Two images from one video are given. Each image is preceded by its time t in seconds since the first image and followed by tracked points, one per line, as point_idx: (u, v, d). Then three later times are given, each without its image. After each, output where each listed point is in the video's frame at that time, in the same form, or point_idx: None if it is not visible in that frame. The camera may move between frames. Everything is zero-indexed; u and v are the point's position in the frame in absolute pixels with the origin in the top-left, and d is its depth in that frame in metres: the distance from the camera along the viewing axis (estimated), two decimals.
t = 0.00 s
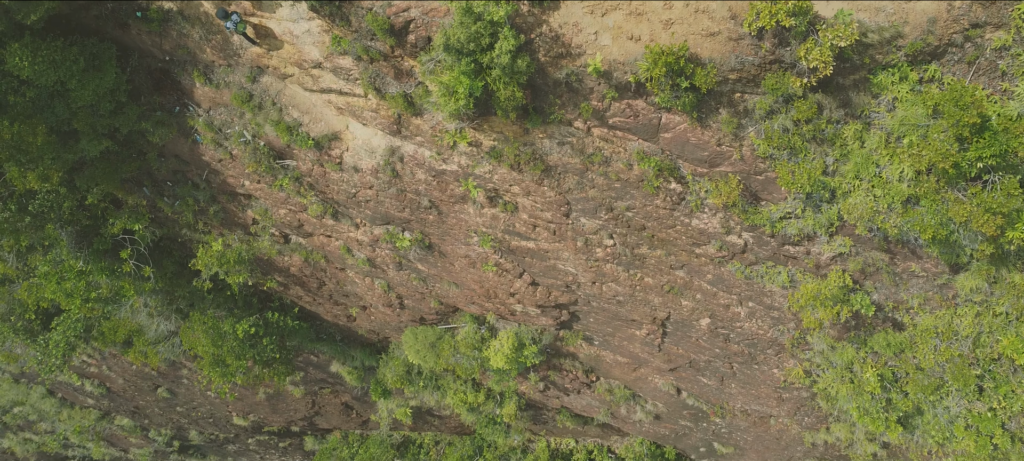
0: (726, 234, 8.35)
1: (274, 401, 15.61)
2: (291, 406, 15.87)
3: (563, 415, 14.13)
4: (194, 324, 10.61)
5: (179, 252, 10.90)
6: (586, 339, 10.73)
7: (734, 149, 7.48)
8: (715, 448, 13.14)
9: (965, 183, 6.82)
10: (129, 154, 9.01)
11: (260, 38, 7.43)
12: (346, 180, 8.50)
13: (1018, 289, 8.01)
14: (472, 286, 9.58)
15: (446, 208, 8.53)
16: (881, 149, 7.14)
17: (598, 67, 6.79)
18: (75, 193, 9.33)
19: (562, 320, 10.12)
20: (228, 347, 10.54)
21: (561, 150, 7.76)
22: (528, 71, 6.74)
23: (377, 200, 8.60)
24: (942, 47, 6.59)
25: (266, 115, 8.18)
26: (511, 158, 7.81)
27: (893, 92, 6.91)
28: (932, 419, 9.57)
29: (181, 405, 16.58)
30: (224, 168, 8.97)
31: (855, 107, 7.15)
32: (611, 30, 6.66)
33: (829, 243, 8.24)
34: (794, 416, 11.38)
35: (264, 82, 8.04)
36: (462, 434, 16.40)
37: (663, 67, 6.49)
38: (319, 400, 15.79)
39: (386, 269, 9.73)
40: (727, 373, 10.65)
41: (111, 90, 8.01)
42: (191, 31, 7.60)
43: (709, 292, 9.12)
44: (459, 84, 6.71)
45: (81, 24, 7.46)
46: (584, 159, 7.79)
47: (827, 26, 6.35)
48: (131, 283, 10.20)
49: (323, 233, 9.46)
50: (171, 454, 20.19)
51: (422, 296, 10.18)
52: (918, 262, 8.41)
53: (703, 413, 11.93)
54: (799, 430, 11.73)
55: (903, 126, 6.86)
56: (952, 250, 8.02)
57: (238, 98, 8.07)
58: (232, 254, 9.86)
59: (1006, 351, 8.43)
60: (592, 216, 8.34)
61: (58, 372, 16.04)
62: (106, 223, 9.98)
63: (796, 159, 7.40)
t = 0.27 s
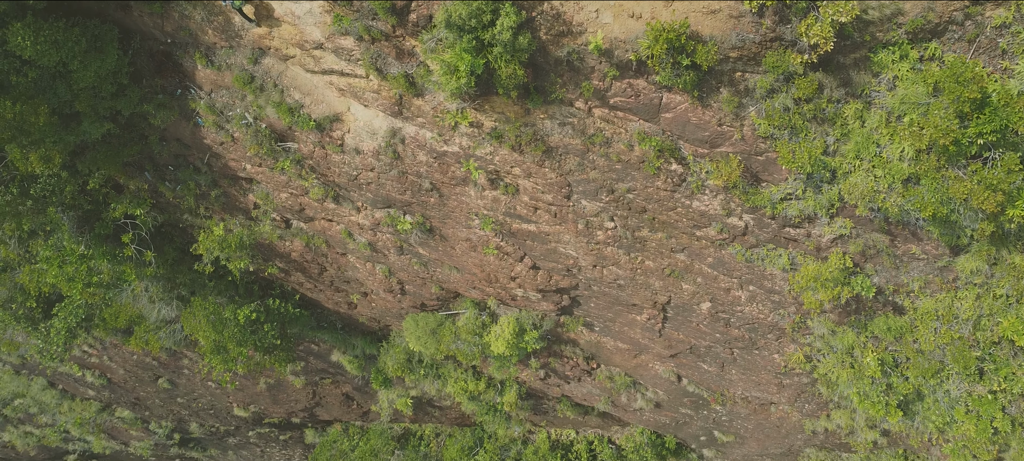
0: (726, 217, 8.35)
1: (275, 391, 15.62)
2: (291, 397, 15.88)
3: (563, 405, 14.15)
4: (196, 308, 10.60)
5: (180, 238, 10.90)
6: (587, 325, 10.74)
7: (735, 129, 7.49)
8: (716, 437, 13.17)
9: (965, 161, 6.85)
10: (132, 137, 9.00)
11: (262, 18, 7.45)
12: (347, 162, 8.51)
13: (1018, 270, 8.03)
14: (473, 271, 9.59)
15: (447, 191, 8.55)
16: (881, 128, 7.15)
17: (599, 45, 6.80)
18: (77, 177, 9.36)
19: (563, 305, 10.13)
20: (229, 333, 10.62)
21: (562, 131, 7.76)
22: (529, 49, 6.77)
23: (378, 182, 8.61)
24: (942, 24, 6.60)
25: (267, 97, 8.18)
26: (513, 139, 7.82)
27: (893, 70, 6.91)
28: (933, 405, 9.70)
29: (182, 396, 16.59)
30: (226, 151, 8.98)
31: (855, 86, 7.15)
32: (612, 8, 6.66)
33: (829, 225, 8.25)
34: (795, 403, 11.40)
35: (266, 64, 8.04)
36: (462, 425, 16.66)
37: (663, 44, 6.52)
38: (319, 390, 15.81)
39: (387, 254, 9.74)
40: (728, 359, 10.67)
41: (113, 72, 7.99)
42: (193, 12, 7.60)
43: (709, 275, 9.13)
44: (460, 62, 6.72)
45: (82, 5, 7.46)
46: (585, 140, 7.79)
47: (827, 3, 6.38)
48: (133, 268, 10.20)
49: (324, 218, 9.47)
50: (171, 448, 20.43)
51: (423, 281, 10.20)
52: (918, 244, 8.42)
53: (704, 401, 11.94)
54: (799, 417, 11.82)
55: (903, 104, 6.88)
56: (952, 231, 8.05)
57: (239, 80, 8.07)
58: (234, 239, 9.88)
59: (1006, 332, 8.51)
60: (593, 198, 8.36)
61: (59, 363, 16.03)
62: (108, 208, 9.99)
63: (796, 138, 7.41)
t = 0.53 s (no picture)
0: (726, 198, 8.36)
1: (276, 381, 15.63)
2: (292, 387, 15.89)
3: (563, 394, 14.17)
4: (197, 293, 10.58)
5: (181, 224, 10.90)
6: (587, 310, 10.76)
7: (735, 108, 7.51)
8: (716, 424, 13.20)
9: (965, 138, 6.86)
10: (133, 120, 8.98)
11: None
12: (348, 143, 8.52)
13: (1018, 250, 8.04)
14: (474, 254, 9.61)
15: (447, 172, 8.56)
16: (881, 107, 7.18)
17: (599, 22, 6.82)
18: (78, 161, 9.36)
19: (563, 289, 10.15)
20: (229, 318, 10.59)
21: (563, 111, 7.78)
22: (530, 25, 6.81)
23: (379, 163, 8.62)
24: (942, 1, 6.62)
25: (269, 78, 8.19)
26: (513, 119, 7.82)
27: (893, 47, 6.93)
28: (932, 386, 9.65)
29: (183, 387, 16.60)
30: (228, 133, 8.99)
31: (855, 64, 7.17)
32: None
33: (829, 206, 8.26)
34: (795, 389, 11.41)
35: (267, 44, 8.05)
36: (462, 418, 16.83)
37: (664, 20, 6.54)
38: (320, 380, 15.82)
39: (388, 237, 9.76)
40: (728, 344, 10.68)
41: (114, 53, 7.97)
42: None
43: (710, 258, 9.15)
44: (461, 38, 6.73)
45: None
46: (585, 119, 7.82)
47: None
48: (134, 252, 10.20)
49: (325, 201, 9.49)
50: (172, 440, 20.56)
51: (424, 265, 10.22)
52: (918, 226, 8.43)
53: (704, 387, 11.95)
54: (799, 404, 11.87)
55: (903, 81, 6.89)
56: (952, 212, 8.07)
57: (241, 61, 8.07)
58: (234, 222, 9.89)
59: (1006, 313, 8.49)
60: (593, 179, 8.37)
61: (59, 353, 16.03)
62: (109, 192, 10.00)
63: (797, 117, 7.44)
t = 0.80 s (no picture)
0: (726, 178, 8.37)
1: (276, 370, 15.64)
2: (292, 377, 15.90)
3: (563, 382, 14.18)
4: (197, 275, 10.60)
5: (182, 209, 10.90)
6: (587, 294, 10.77)
7: (735, 85, 7.53)
8: (716, 412, 13.22)
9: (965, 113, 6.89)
10: (134, 101, 8.98)
11: None
12: (348, 123, 8.53)
13: (1017, 229, 8.06)
14: (474, 237, 9.64)
15: (448, 152, 8.58)
16: (880, 84, 7.19)
17: None
18: (79, 143, 9.38)
19: (563, 273, 10.16)
20: (230, 301, 10.61)
21: (563, 89, 7.80)
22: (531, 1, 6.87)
23: (379, 143, 8.64)
24: None
25: (269, 57, 8.19)
26: (513, 97, 7.82)
27: (893, 24, 6.94)
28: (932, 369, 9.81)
29: (183, 377, 16.61)
30: (228, 114, 8.97)
31: (855, 41, 7.20)
32: None
33: (829, 186, 8.27)
34: (795, 374, 11.42)
35: (269, 24, 8.06)
36: (463, 408, 16.88)
37: None
38: (320, 369, 15.83)
39: (389, 220, 9.78)
40: (728, 328, 10.69)
41: (115, 33, 7.90)
42: None
43: (709, 240, 9.17)
44: (462, 12, 6.76)
45: None
46: (586, 98, 7.82)
47: None
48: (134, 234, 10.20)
49: (326, 183, 9.51)
50: (173, 432, 20.62)
51: (424, 249, 10.25)
52: (918, 206, 8.44)
53: (704, 373, 11.94)
54: (799, 390, 11.90)
55: (903, 57, 6.90)
56: (952, 191, 8.10)
57: (242, 40, 8.07)
58: (235, 205, 9.90)
59: (1006, 293, 8.51)
60: (593, 159, 8.37)
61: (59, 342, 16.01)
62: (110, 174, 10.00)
63: (796, 94, 7.47)
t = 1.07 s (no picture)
0: (727, 156, 8.37)
1: (277, 359, 15.66)
2: (292, 365, 15.91)
3: (564, 369, 14.20)
4: (198, 258, 10.59)
5: (183, 192, 10.94)
6: (587, 277, 10.79)
7: (735, 61, 7.55)
8: (716, 398, 13.24)
9: (965, 86, 6.97)
10: (135, 82, 8.97)
11: None
12: (350, 101, 8.54)
13: (1017, 206, 8.09)
14: (475, 218, 9.66)
15: (449, 131, 8.59)
16: (881, 59, 7.19)
17: None
18: (80, 124, 9.40)
19: (564, 255, 10.18)
20: (231, 286, 10.56)
21: (564, 66, 7.80)
22: None
23: (380, 123, 8.65)
24: None
25: (270, 36, 8.19)
26: (515, 74, 7.81)
27: None
28: (932, 351, 9.85)
29: (184, 366, 16.61)
30: (229, 94, 8.96)
31: (855, 16, 7.22)
32: None
33: (829, 164, 8.27)
34: (796, 358, 11.43)
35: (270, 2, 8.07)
36: (463, 397, 16.92)
37: None
38: (321, 358, 15.83)
39: (390, 201, 9.79)
40: (728, 311, 10.70)
41: (117, 11, 7.95)
42: None
43: (710, 220, 9.17)
44: None
45: None
46: (586, 75, 7.83)
47: None
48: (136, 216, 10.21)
49: (327, 164, 9.52)
50: (174, 424, 20.67)
51: (425, 231, 10.26)
52: (918, 185, 8.47)
53: (704, 358, 11.96)
54: (799, 375, 11.93)
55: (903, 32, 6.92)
56: (952, 169, 8.15)
57: (243, 18, 8.07)
58: (236, 186, 9.91)
59: (1006, 271, 8.54)
60: (594, 137, 8.38)
61: (60, 331, 16.00)
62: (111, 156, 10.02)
63: (797, 69, 7.48)
